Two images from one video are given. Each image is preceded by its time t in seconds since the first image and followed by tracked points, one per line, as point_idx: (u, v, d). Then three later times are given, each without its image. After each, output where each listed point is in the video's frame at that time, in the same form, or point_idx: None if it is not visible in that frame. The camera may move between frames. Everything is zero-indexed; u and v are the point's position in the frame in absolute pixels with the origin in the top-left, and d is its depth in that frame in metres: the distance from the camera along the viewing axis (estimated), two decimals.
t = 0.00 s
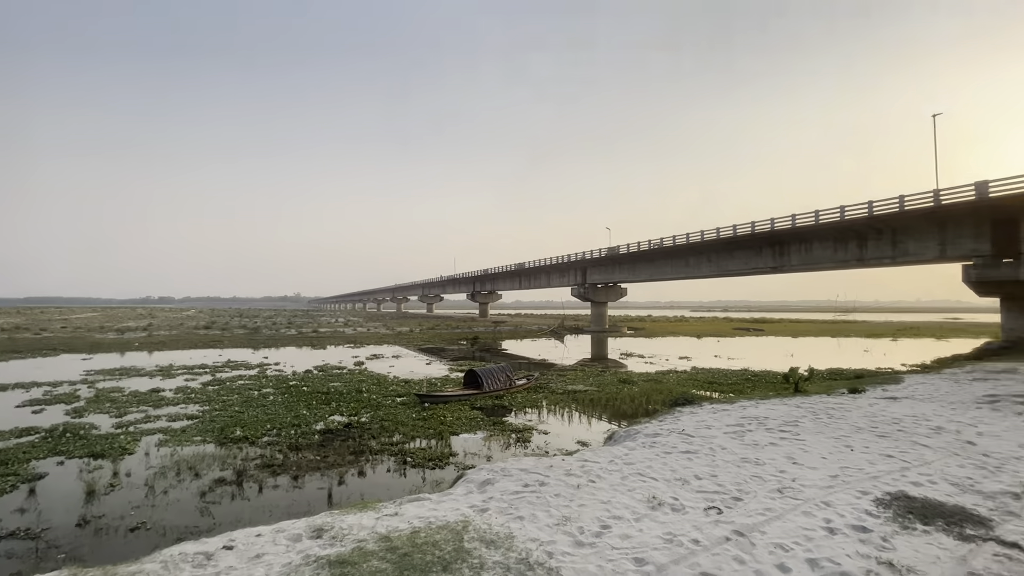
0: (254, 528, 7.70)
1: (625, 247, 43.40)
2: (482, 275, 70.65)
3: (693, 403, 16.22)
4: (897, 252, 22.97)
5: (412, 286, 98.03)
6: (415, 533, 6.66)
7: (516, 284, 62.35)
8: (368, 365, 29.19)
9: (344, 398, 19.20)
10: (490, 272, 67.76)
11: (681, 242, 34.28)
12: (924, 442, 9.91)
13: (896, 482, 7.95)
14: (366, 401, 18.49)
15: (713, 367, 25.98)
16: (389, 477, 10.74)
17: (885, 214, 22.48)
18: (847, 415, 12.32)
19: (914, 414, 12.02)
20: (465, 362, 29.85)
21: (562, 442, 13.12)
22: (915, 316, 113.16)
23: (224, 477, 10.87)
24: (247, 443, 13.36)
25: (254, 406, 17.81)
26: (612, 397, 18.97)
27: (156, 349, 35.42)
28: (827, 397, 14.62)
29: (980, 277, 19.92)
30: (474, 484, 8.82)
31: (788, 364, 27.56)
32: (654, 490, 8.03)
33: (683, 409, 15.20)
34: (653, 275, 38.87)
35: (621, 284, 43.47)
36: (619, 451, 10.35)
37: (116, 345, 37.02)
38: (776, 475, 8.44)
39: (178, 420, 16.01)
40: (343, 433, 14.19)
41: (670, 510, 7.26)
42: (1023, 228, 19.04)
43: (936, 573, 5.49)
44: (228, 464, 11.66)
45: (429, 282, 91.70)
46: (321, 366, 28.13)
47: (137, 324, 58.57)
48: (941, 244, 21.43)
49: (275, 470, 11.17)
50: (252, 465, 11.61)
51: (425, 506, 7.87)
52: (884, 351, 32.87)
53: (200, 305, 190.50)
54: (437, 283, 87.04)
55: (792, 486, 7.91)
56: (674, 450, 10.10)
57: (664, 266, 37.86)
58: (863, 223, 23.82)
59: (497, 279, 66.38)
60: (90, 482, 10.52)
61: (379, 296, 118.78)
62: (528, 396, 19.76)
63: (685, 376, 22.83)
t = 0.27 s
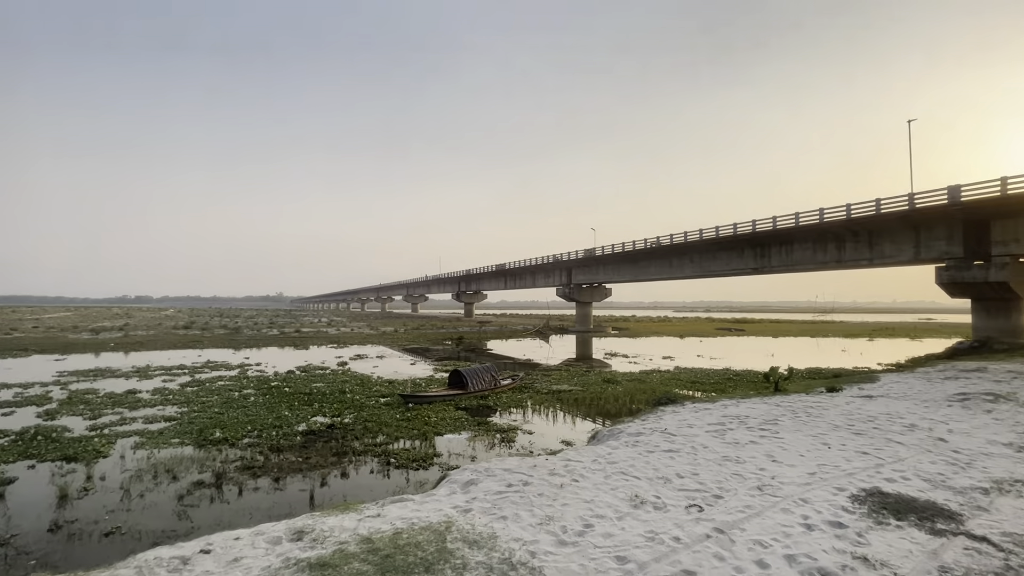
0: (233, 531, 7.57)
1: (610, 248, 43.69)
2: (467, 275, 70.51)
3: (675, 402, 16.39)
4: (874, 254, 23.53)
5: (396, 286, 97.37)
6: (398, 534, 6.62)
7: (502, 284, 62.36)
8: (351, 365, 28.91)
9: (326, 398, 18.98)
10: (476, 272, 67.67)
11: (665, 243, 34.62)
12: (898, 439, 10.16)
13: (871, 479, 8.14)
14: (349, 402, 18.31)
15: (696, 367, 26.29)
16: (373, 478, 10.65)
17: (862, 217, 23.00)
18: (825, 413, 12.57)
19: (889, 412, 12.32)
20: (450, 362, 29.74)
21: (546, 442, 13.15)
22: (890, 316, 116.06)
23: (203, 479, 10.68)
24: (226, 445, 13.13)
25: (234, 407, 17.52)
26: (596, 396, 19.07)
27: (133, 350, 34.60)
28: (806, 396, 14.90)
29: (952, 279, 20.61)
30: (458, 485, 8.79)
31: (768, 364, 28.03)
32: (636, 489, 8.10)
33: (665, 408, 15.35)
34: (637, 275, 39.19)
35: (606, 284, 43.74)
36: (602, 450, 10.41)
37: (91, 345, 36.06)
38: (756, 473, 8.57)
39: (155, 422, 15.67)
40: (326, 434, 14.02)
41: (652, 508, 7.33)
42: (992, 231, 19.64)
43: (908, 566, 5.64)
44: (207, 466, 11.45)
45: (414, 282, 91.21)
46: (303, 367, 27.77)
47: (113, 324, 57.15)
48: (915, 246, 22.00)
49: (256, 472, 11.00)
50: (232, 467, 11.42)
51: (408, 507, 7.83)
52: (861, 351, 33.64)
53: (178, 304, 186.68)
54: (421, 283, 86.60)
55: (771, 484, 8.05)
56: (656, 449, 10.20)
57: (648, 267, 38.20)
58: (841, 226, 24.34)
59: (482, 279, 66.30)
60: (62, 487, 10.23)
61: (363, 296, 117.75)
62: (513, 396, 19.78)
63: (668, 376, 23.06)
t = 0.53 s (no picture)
0: (216, 534, 7.47)
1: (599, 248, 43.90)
2: (455, 275, 70.36)
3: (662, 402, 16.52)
4: (856, 256, 23.94)
5: (384, 286, 96.75)
6: (384, 535, 6.58)
7: (490, 284, 62.35)
8: (338, 365, 28.68)
9: (312, 399, 18.81)
10: (464, 272, 67.55)
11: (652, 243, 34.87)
12: (879, 438, 10.35)
13: (853, 477, 8.28)
14: (336, 402, 18.16)
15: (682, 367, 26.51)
16: (359, 479, 10.58)
17: (845, 219, 23.40)
18: (808, 412, 12.76)
19: (870, 411, 12.54)
20: (438, 363, 29.64)
21: (534, 442, 13.16)
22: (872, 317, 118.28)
23: (186, 481, 10.50)
24: (210, 446, 12.94)
25: (218, 408, 17.28)
26: (584, 396, 19.14)
27: (113, 350, 33.95)
28: (790, 396, 15.11)
29: (932, 281, 21.06)
30: (445, 485, 8.76)
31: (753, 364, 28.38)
32: (623, 488, 8.13)
33: (652, 408, 15.47)
34: (625, 276, 39.41)
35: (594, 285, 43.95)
36: (589, 450, 10.45)
37: (70, 345, 35.31)
38: (741, 472, 8.66)
39: (136, 423, 15.39)
40: (312, 435, 13.87)
41: (639, 508, 7.37)
42: (971, 233, 20.07)
43: (888, 563, 5.75)
44: (190, 468, 11.27)
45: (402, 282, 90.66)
46: (289, 367, 27.49)
47: (93, 323, 55.89)
48: (896, 249, 22.42)
49: (240, 474, 10.86)
50: (215, 469, 11.25)
51: (394, 508, 7.78)
52: (843, 352, 34.22)
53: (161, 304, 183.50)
54: (410, 283, 86.24)
55: (755, 483, 8.14)
56: (643, 449, 10.26)
57: (636, 268, 38.43)
58: (825, 228, 24.73)
59: (471, 279, 66.19)
60: (39, 490, 10.00)
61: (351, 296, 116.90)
62: (501, 396, 19.78)
63: (655, 376, 23.23)
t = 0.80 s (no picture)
0: (200, 536, 7.37)
1: (588, 249, 44.08)
2: (445, 275, 70.15)
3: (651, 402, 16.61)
4: (841, 258, 24.30)
5: (373, 286, 96.17)
6: (371, 536, 6.54)
7: (480, 285, 62.26)
8: (326, 365, 28.45)
9: (299, 399, 18.63)
10: (454, 272, 67.37)
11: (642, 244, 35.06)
12: (862, 437, 10.51)
13: (836, 475, 8.40)
14: (324, 403, 17.99)
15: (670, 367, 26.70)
16: (347, 480, 10.50)
17: (830, 222, 23.74)
18: (793, 412, 12.92)
19: (854, 411, 12.74)
20: (427, 363, 29.53)
21: (523, 442, 13.17)
22: (856, 318, 120.24)
23: (169, 483, 10.34)
24: (195, 448, 12.75)
25: (203, 408, 17.05)
26: (573, 397, 19.20)
27: (95, 350, 33.32)
28: (776, 396, 15.28)
29: (914, 283, 21.45)
30: (433, 486, 8.73)
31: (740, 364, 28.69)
32: (610, 488, 8.17)
33: (640, 408, 15.56)
34: (615, 277, 39.56)
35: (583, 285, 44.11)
36: (577, 450, 10.48)
37: (50, 345, 34.58)
38: (727, 471, 8.74)
39: (119, 424, 15.12)
40: (299, 436, 13.74)
41: (626, 507, 7.41)
42: (951, 237, 20.46)
43: (870, 560, 5.84)
44: (174, 470, 11.10)
45: (391, 281, 90.23)
46: (276, 367, 27.23)
47: (75, 323, 54.76)
48: (880, 251, 22.79)
49: (225, 476, 10.72)
50: (200, 471, 11.09)
51: (382, 509, 7.73)
52: (828, 352, 34.72)
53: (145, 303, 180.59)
54: (399, 283, 85.82)
55: (741, 482, 8.22)
56: (631, 449, 10.31)
57: (625, 268, 38.60)
58: (811, 230, 25.06)
59: (461, 279, 66.07)
60: (17, 493, 9.78)
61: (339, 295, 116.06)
62: (491, 396, 19.77)
63: (644, 376, 23.37)
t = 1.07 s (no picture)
0: (184, 539, 7.26)
1: (578, 249, 44.21)
2: (434, 275, 69.95)
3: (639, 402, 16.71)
4: (826, 261, 24.63)
5: (362, 285, 95.58)
6: (358, 537, 6.49)
7: (470, 285, 62.16)
8: (314, 366, 28.20)
9: (287, 399, 18.45)
10: (443, 272, 67.21)
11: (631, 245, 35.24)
12: (846, 437, 10.66)
13: (821, 475, 8.52)
14: (311, 403, 17.84)
15: (659, 368, 26.87)
16: (335, 481, 10.42)
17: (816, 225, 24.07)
18: (779, 413, 13.07)
19: (838, 411, 12.92)
20: (415, 363, 29.42)
21: (512, 442, 13.17)
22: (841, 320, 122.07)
23: (152, 485, 10.18)
24: (179, 449, 12.56)
25: (188, 408, 16.81)
26: (562, 397, 19.25)
27: (77, 349, 32.70)
28: (762, 396, 15.46)
29: (897, 286, 21.82)
30: (421, 486, 8.70)
31: (727, 365, 28.98)
32: (599, 488, 8.20)
33: (629, 408, 15.63)
34: (604, 278, 39.72)
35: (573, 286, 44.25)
36: (566, 450, 10.50)
37: (30, 344, 33.83)
38: (714, 471, 8.81)
39: (101, 425, 14.85)
40: (286, 437, 13.59)
41: (614, 507, 7.44)
42: (933, 240, 20.84)
43: (852, 558, 5.92)
44: (157, 471, 10.92)
45: (381, 281, 89.73)
46: (264, 367, 26.94)
47: (56, 322, 53.67)
48: (864, 254, 23.15)
49: (210, 477, 10.58)
50: (184, 472, 10.94)
51: (369, 510, 7.68)
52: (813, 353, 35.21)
53: (129, 302, 177.69)
54: (388, 283, 85.41)
55: (728, 481, 8.30)
56: (620, 449, 10.35)
57: (614, 269, 38.76)
58: (797, 232, 25.38)
59: (450, 280, 65.92)
60: None
61: (327, 295, 115.20)
62: (480, 396, 19.75)
63: (632, 377, 23.50)
